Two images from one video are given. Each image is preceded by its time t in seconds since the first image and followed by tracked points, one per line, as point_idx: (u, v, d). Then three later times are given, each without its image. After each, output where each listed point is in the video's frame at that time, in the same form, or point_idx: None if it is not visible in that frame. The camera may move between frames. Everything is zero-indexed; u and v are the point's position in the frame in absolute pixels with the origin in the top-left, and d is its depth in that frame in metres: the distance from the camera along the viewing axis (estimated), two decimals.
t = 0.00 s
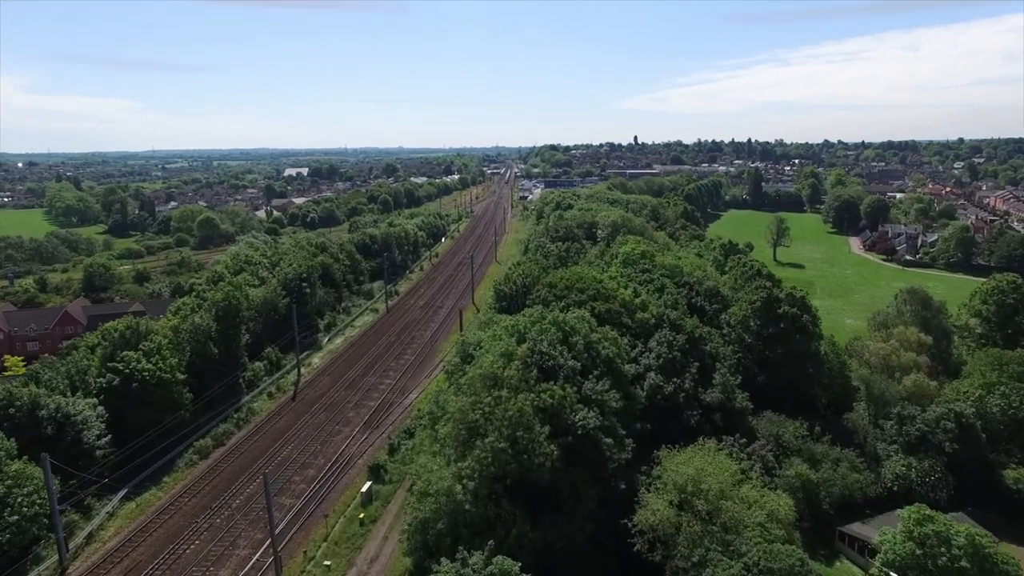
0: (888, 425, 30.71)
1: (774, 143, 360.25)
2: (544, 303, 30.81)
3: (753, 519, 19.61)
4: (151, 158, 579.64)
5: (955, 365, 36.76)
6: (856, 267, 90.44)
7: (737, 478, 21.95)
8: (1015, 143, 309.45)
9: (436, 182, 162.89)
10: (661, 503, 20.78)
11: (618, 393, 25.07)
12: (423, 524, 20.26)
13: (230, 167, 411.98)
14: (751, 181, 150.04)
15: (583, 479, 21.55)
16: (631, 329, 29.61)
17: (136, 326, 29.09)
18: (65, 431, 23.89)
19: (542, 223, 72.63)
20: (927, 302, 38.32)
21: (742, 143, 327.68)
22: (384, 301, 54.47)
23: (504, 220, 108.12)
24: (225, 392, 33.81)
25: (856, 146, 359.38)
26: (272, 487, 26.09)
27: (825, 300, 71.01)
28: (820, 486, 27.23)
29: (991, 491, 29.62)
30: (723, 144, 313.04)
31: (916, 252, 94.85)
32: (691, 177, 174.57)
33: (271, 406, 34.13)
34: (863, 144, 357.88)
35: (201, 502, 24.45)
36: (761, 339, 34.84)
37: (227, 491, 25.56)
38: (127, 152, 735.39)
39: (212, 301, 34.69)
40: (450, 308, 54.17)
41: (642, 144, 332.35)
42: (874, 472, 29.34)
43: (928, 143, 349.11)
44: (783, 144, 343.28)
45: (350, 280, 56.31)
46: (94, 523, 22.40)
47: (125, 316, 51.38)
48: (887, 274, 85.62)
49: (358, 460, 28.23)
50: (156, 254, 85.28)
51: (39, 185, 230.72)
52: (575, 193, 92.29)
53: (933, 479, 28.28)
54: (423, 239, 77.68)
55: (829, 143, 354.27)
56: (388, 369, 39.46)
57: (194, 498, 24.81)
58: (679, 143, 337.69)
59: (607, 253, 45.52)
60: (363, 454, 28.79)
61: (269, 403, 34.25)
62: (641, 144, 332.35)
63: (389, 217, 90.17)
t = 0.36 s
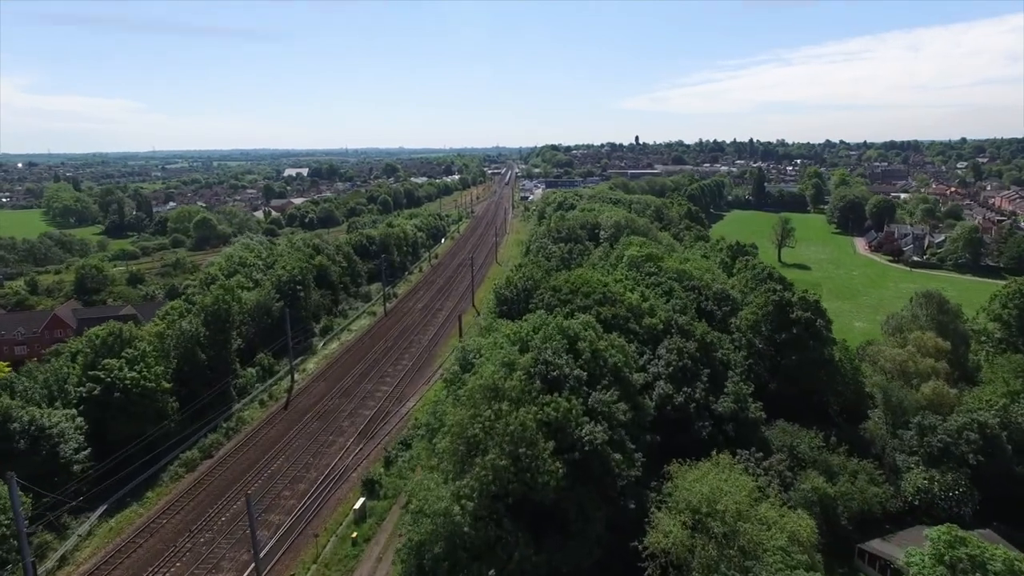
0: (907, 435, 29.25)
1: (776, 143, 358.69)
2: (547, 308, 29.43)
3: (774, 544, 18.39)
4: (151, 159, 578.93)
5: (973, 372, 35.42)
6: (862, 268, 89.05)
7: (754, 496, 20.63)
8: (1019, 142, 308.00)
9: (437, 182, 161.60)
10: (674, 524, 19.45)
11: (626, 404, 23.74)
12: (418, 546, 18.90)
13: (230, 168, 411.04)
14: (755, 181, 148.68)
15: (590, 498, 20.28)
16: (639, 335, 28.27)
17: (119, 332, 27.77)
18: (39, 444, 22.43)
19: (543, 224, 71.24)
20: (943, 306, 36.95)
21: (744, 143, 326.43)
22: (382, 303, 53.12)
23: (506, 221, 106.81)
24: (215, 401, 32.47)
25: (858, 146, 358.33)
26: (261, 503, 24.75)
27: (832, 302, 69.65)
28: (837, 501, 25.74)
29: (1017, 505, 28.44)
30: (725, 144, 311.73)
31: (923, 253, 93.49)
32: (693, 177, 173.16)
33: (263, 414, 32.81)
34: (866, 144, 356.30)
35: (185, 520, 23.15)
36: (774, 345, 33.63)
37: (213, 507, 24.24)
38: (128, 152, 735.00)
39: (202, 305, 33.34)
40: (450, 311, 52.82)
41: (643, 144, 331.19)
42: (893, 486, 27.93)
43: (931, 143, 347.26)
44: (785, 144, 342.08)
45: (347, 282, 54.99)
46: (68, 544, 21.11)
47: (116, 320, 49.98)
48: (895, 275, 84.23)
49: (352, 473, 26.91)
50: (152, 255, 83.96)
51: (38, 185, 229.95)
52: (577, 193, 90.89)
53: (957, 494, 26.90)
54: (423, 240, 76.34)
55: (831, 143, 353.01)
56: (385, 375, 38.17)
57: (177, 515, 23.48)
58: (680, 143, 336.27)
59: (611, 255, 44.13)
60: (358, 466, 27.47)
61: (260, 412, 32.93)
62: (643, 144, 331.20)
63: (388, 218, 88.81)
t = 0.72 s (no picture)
0: (928, 446, 27.84)
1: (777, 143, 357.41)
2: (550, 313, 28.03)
3: (798, 573, 17.18)
4: (151, 159, 577.97)
5: (992, 379, 34.13)
6: (869, 269, 87.70)
7: (773, 518, 19.36)
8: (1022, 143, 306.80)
9: (436, 182, 160.21)
10: (689, 549, 18.15)
11: (635, 416, 22.41)
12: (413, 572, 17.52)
13: (229, 168, 410.09)
14: (757, 181, 147.35)
15: (599, 519, 18.97)
16: (647, 342, 26.90)
17: (101, 339, 26.45)
18: (11, 461, 21.13)
19: (545, 225, 69.90)
20: (961, 310, 35.64)
21: (746, 144, 325.19)
22: (380, 306, 51.77)
23: (506, 221, 105.47)
24: (203, 409, 31.11)
25: (859, 146, 356.98)
26: (248, 520, 23.36)
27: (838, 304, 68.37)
28: (857, 517, 24.31)
29: None
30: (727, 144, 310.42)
31: (930, 254, 92.22)
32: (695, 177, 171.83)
33: (254, 424, 31.49)
34: (867, 144, 355.01)
35: (167, 540, 21.82)
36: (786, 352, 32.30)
37: (198, 525, 22.88)
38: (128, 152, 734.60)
39: (190, 310, 31.97)
40: (450, 314, 51.43)
41: (644, 144, 329.94)
42: (915, 500, 26.56)
43: (932, 143, 345.94)
44: (786, 144, 340.70)
45: (344, 284, 53.71)
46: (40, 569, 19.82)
47: (105, 323, 48.67)
48: (902, 276, 82.89)
49: (345, 488, 25.57)
50: (146, 257, 82.61)
51: (36, 186, 228.54)
52: (579, 193, 89.51)
53: (983, 509, 25.51)
54: (422, 241, 74.98)
55: (833, 143, 351.77)
56: (381, 382, 36.85)
57: (159, 535, 22.13)
58: (681, 143, 334.98)
59: (616, 257, 42.78)
60: (352, 480, 26.11)
61: (251, 422, 31.62)
62: (644, 144, 329.92)
63: (387, 218, 87.46)
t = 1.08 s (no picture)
0: (951, 459, 26.50)
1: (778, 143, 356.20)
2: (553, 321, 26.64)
3: None
4: (150, 159, 576.36)
5: (1013, 388, 32.82)
6: (874, 270, 86.41)
7: (795, 542, 18.17)
8: None
9: (436, 182, 158.84)
10: None
11: (646, 431, 21.13)
12: None
13: (229, 168, 409.15)
14: (760, 180, 146.02)
15: (610, 544, 17.70)
16: (656, 350, 25.61)
17: (82, 348, 25.11)
18: None
19: (546, 225, 68.61)
20: (979, 315, 34.34)
21: (747, 144, 323.94)
22: (378, 310, 50.47)
23: (507, 222, 104.18)
24: (192, 420, 29.78)
25: (861, 146, 355.75)
26: (236, 540, 22.06)
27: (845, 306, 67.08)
28: (879, 536, 22.86)
29: None
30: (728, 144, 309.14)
31: (937, 255, 90.93)
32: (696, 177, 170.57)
33: (245, 434, 30.18)
34: (868, 144, 353.76)
35: (149, 562, 20.53)
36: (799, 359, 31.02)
37: (183, 545, 21.58)
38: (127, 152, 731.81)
39: (178, 316, 30.59)
40: (450, 318, 50.14)
41: (644, 144, 328.64)
42: (938, 516, 25.26)
43: (934, 142, 344.37)
44: (787, 144, 339.42)
45: (341, 287, 52.42)
46: None
47: (95, 327, 47.36)
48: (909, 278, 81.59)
49: (339, 505, 24.30)
50: (141, 258, 81.32)
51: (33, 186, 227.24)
52: (581, 193, 88.26)
53: (1013, 527, 24.25)
54: (421, 242, 73.62)
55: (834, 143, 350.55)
56: (378, 391, 35.58)
57: (141, 556, 20.84)
58: (682, 143, 333.50)
59: (621, 258, 41.45)
60: (346, 496, 24.84)
61: (242, 432, 30.32)
62: (644, 144, 328.62)
63: (385, 219, 86.16)
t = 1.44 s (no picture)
0: (977, 473, 25.45)
1: (779, 143, 354.98)
2: (560, 328, 25.35)
3: None
4: (150, 159, 576.29)
5: None
6: (881, 272, 85.14)
7: (823, 569, 16.82)
8: None
9: (436, 183, 157.46)
10: None
11: (660, 446, 19.83)
12: None
13: (228, 168, 408.18)
14: (762, 180, 144.79)
15: (623, 572, 16.39)
16: (668, 359, 24.35)
17: (62, 357, 23.76)
18: None
19: (548, 226, 67.36)
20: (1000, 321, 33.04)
21: (748, 144, 322.63)
22: (377, 313, 49.24)
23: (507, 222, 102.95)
24: (181, 432, 28.48)
25: (862, 146, 354.58)
26: (224, 561, 20.80)
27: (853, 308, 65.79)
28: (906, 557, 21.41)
29: None
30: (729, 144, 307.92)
31: (944, 256, 89.63)
32: (698, 177, 169.29)
33: (237, 445, 28.89)
34: (870, 144, 352.51)
35: None
36: (815, 367, 29.71)
37: (168, 568, 20.32)
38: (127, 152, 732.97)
39: (166, 322, 29.23)
40: (450, 321, 48.87)
41: (645, 145, 327.50)
42: (966, 534, 23.82)
43: (936, 141, 343.04)
44: (789, 144, 338.21)
45: (339, 289, 51.14)
46: None
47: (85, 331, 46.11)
48: (916, 279, 80.37)
49: (334, 523, 23.04)
50: (137, 260, 80.10)
51: (30, 186, 226.14)
52: (583, 193, 87.06)
53: None
54: (421, 243, 72.38)
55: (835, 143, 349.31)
56: (376, 399, 34.31)
57: None
58: (683, 143, 332.29)
59: (627, 261, 40.20)
60: (341, 514, 23.58)
61: (234, 443, 29.02)
62: (645, 144, 327.45)
63: (384, 220, 84.91)
